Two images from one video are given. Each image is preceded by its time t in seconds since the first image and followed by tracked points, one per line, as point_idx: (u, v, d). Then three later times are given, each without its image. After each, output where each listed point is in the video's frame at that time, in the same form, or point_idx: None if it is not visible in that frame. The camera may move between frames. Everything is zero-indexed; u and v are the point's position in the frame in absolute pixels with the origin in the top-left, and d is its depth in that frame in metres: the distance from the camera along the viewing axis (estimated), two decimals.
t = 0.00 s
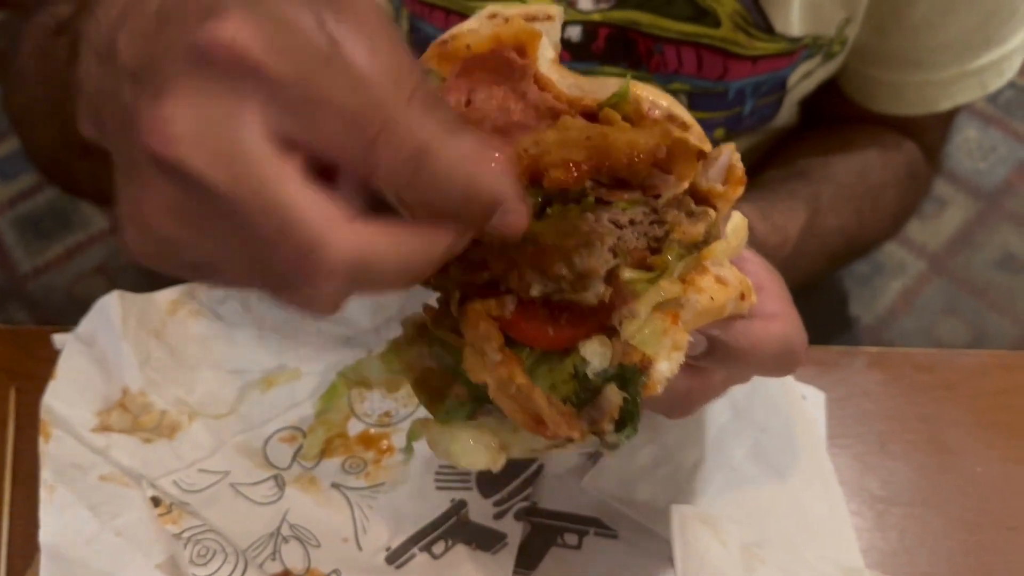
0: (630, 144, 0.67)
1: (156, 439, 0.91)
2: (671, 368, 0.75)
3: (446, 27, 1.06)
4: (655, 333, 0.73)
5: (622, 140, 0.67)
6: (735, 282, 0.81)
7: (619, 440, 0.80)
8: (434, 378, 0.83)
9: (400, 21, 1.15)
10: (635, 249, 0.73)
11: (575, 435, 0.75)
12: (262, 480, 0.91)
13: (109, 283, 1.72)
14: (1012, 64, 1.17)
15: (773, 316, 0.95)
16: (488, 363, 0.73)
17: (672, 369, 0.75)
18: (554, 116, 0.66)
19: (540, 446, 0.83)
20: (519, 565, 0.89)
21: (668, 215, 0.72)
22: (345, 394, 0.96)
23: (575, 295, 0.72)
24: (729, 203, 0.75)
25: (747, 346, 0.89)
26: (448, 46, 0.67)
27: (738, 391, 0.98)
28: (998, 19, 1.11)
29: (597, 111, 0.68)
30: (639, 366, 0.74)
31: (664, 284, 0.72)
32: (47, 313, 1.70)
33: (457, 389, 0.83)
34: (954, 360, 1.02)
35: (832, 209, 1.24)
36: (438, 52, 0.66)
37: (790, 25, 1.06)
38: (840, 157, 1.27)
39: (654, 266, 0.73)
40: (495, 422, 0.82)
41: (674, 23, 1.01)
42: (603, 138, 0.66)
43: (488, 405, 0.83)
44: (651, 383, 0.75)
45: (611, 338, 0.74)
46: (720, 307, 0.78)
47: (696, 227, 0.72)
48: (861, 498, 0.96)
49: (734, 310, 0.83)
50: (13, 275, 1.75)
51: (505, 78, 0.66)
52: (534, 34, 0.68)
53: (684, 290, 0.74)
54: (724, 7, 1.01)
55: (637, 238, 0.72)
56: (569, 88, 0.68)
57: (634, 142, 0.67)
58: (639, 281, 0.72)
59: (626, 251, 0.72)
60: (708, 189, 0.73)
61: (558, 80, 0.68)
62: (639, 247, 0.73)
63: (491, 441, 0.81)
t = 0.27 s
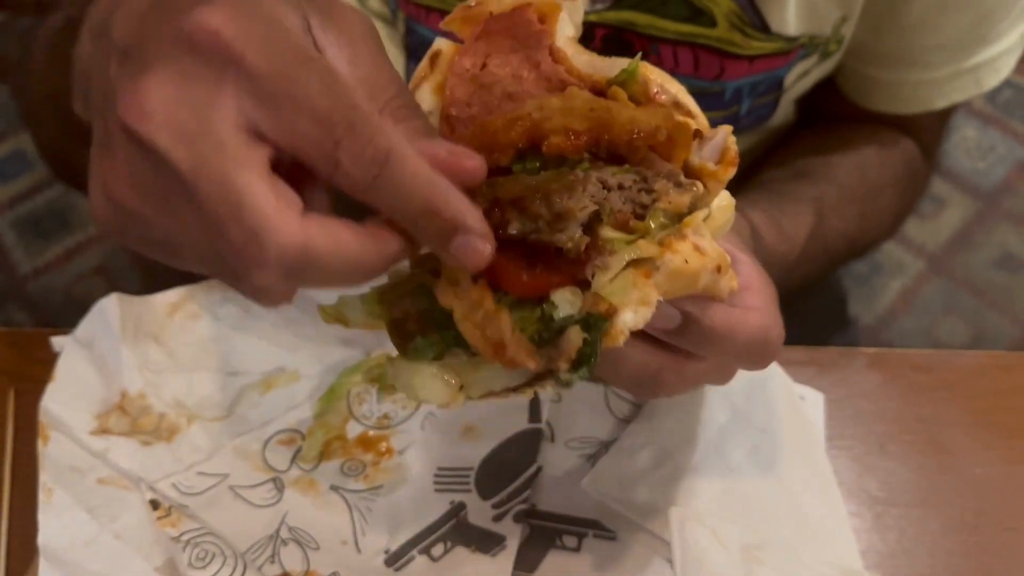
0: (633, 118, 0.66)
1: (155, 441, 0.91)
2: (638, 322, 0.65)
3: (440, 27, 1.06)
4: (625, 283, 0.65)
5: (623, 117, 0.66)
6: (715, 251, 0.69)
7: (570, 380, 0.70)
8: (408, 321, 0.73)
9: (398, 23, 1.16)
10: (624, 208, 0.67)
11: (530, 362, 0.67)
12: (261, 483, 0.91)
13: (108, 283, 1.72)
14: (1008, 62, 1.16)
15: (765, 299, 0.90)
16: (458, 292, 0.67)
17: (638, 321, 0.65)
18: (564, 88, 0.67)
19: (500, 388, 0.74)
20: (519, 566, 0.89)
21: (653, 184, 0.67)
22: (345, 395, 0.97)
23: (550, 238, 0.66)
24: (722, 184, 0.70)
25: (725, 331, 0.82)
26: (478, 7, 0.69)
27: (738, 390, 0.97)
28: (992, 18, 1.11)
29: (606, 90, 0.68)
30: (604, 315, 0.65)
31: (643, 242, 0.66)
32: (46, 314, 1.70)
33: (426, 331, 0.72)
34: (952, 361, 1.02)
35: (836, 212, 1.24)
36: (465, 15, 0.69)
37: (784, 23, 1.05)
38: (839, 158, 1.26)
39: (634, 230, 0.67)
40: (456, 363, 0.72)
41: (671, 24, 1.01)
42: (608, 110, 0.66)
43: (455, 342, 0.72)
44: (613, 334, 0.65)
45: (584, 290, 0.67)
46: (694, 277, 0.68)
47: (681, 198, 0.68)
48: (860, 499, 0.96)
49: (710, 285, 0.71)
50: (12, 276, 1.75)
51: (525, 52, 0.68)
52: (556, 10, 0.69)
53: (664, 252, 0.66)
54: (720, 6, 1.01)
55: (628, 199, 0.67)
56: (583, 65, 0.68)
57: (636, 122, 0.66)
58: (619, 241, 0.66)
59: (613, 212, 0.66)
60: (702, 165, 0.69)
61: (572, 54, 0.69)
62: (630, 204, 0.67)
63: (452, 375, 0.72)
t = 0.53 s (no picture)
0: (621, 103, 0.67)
1: (156, 440, 0.91)
2: (630, 281, 0.64)
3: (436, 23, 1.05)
4: (615, 244, 0.64)
5: (614, 102, 0.66)
6: (707, 220, 0.68)
7: (562, 338, 0.65)
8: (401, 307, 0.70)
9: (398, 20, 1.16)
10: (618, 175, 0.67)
11: (524, 316, 0.64)
12: (263, 482, 0.91)
13: (109, 283, 1.72)
14: (1005, 55, 1.17)
15: (760, 282, 0.88)
16: (447, 253, 0.65)
17: (629, 280, 0.64)
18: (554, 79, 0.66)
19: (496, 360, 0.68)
20: (520, 565, 0.89)
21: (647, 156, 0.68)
22: (346, 394, 0.97)
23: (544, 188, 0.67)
24: (714, 161, 0.71)
25: (720, 309, 0.80)
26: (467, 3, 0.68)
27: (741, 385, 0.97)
28: (990, 13, 1.11)
29: (596, 78, 0.67)
30: (597, 274, 0.64)
31: (635, 208, 0.66)
32: (46, 314, 1.70)
33: (420, 312, 0.70)
34: (954, 359, 1.02)
35: (841, 211, 1.24)
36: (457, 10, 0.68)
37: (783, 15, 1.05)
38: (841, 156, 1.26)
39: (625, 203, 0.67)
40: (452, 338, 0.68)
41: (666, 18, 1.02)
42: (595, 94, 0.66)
43: (450, 322, 0.69)
44: (607, 292, 0.64)
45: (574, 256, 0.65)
46: (687, 245, 0.68)
47: (674, 167, 0.68)
48: (862, 498, 0.95)
49: (704, 254, 0.72)
50: (12, 275, 1.74)
51: (518, 44, 0.66)
52: None
53: (656, 218, 0.66)
54: None
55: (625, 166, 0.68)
56: (576, 57, 0.67)
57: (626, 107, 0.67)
58: (609, 210, 0.66)
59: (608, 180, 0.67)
60: (693, 142, 0.70)
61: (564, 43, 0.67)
62: (626, 172, 0.68)
63: (444, 349, 0.67)
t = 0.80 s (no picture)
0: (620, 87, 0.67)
1: (155, 440, 0.91)
2: (639, 260, 0.64)
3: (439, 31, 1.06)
4: (622, 224, 0.64)
5: (617, 91, 0.67)
6: (715, 200, 0.69)
7: (575, 321, 0.64)
8: (405, 303, 0.69)
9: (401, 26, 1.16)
10: (622, 152, 0.65)
11: (532, 305, 0.63)
12: (262, 482, 0.91)
13: (108, 283, 1.72)
14: (1005, 59, 1.17)
15: (765, 270, 0.87)
16: (449, 245, 0.64)
17: (639, 259, 0.64)
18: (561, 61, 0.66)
19: (506, 349, 0.67)
20: (520, 566, 0.89)
21: (652, 138, 0.67)
22: (345, 393, 0.97)
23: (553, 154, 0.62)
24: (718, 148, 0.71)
25: (729, 297, 0.79)
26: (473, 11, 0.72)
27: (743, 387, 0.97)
28: (990, 17, 1.11)
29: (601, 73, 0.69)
30: (606, 254, 0.63)
31: (640, 189, 0.65)
32: (45, 314, 1.70)
33: (425, 307, 0.69)
34: (955, 359, 1.02)
35: (845, 213, 1.23)
36: (459, 17, 0.72)
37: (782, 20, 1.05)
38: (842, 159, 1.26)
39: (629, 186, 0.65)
40: (459, 330, 0.67)
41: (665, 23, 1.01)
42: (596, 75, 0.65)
43: (457, 316, 0.68)
44: (617, 271, 0.63)
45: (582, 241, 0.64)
46: (694, 224, 0.69)
47: (679, 148, 0.68)
48: (862, 498, 0.95)
49: (711, 235, 0.73)
50: (11, 276, 1.74)
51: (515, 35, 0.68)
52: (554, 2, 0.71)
53: (664, 198, 0.66)
54: (717, 6, 1.01)
55: (630, 144, 0.66)
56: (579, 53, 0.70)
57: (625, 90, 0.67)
58: (613, 196, 0.63)
59: (611, 158, 0.65)
60: (700, 129, 0.70)
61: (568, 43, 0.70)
62: (630, 151, 0.66)
63: (453, 339, 0.66)
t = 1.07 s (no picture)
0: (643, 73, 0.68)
1: (159, 439, 0.91)
2: (649, 256, 0.64)
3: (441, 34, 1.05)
4: (634, 219, 0.63)
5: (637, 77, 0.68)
6: (727, 199, 0.68)
7: (583, 314, 0.64)
8: (412, 291, 0.69)
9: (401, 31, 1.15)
10: (638, 136, 0.65)
11: (539, 299, 0.63)
12: (265, 481, 0.91)
13: (109, 282, 1.72)
14: (1004, 60, 1.18)
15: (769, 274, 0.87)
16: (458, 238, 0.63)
17: (648, 254, 0.64)
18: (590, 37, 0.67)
19: (513, 339, 0.67)
20: (523, 565, 0.89)
21: (669, 130, 0.67)
22: (348, 392, 0.97)
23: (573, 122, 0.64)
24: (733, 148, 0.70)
25: (736, 297, 0.79)
26: None
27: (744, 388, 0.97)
28: (989, 20, 1.12)
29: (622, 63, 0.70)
30: (616, 249, 0.63)
31: (653, 185, 0.64)
32: (47, 314, 1.70)
33: (431, 296, 0.69)
34: (956, 358, 1.02)
35: (846, 219, 1.24)
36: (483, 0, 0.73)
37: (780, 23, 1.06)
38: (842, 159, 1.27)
39: (641, 181, 0.65)
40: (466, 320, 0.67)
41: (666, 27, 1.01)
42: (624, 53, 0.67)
43: (464, 307, 0.68)
44: (627, 266, 0.63)
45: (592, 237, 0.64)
46: (705, 221, 0.68)
47: (693, 142, 0.67)
48: (863, 497, 0.96)
49: (722, 235, 0.72)
50: (13, 276, 1.75)
51: (534, 19, 0.69)
52: None
53: (676, 194, 0.65)
54: (714, 8, 1.02)
55: (646, 133, 0.65)
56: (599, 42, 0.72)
57: (645, 74, 0.68)
58: (626, 189, 0.63)
59: (627, 140, 0.65)
60: (717, 128, 0.69)
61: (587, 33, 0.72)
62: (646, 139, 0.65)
63: (459, 330, 0.66)
